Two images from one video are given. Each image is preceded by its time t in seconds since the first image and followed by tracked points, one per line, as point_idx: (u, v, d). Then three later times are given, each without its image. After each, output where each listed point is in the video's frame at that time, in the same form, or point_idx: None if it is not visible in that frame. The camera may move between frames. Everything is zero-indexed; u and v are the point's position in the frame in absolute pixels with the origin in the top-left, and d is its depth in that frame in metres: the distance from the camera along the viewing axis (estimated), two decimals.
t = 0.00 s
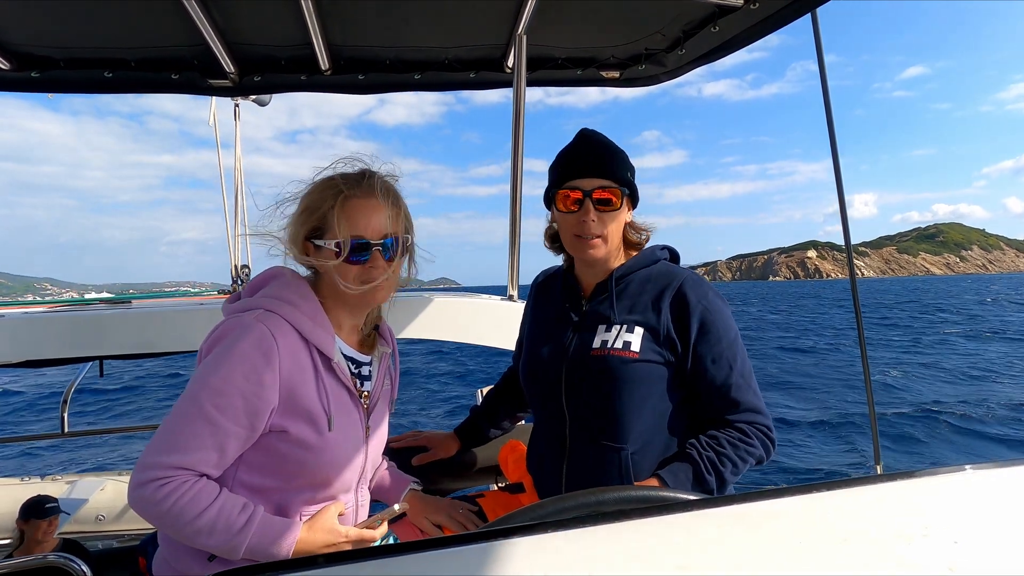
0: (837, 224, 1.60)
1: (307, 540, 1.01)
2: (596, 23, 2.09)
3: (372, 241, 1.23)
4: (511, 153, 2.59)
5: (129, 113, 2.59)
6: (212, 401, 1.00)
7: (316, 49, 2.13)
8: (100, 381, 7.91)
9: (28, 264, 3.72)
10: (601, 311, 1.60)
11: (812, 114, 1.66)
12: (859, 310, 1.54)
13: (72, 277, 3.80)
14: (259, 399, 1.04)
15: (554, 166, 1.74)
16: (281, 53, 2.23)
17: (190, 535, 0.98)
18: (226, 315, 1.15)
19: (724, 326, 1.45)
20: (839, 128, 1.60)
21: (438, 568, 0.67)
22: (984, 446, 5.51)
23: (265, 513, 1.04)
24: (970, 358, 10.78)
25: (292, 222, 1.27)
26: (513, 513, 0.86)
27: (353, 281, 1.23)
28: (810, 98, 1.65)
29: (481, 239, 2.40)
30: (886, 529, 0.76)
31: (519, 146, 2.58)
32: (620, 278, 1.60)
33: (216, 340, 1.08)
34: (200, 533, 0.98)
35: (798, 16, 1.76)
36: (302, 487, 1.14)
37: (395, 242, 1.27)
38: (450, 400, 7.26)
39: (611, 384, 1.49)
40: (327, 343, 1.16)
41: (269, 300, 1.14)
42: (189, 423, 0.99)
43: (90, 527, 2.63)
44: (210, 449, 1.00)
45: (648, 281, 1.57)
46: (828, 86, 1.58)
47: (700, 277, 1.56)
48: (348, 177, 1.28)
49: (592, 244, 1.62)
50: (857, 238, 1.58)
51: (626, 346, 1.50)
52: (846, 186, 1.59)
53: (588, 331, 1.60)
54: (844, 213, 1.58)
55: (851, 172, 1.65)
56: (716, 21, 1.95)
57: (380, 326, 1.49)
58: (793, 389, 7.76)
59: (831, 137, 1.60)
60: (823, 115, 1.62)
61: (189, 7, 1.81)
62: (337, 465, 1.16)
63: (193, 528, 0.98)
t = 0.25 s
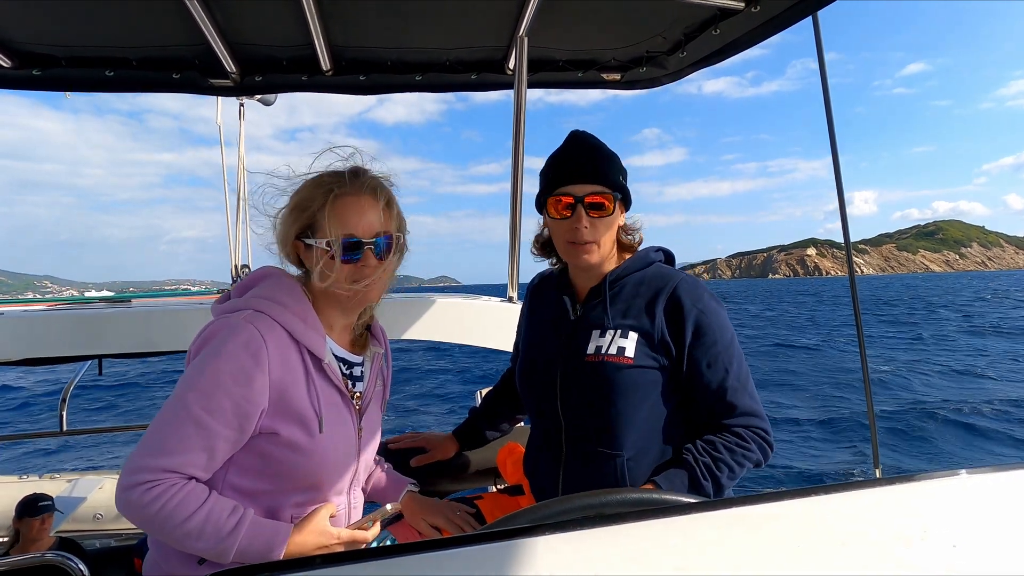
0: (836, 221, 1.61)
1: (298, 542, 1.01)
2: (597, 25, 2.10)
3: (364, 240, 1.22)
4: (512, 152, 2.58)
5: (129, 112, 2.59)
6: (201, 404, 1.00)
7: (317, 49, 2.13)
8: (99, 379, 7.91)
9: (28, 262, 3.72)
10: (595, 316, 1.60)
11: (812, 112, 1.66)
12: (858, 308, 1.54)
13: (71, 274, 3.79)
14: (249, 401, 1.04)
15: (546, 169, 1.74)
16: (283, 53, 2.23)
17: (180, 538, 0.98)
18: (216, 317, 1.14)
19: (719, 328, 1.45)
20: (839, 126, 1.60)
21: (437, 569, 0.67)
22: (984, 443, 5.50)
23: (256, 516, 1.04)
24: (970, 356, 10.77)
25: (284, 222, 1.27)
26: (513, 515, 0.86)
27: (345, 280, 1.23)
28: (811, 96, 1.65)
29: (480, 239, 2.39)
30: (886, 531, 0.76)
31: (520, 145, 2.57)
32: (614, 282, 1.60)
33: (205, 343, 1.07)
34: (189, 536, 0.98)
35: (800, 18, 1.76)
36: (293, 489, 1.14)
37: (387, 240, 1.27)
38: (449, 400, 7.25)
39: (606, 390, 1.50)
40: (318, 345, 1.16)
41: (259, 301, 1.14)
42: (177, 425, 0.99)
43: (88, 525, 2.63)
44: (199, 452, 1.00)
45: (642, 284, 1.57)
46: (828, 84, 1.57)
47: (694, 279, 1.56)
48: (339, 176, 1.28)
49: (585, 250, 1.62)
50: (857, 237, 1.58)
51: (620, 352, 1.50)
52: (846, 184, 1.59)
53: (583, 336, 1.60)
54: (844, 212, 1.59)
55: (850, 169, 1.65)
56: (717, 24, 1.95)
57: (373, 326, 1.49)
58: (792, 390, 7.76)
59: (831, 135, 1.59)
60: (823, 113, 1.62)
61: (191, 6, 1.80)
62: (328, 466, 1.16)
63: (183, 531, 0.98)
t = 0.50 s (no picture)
0: (835, 217, 1.61)
1: (290, 544, 1.02)
2: (600, 29, 2.10)
3: (356, 239, 1.22)
4: (514, 149, 2.57)
5: (130, 110, 2.59)
6: (191, 407, 1.00)
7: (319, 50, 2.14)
8: (98, 378, 7.91)
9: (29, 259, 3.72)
10: (590, 322, 1.60)
11: (812, 108, 1.66)
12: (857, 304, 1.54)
13: (72, 272, 3.80)
14: (239, 404, 1.04)
15: (542, 171, 1.73)
16: (285, 53, 2.23)
17: (170, 541, 0.99)
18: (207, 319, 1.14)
19: (715, 334, 1.44)
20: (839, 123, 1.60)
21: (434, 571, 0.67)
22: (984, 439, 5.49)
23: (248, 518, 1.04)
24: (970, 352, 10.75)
25: (277, 221, 1.27)
26: (513, 518, 0.86)
27: (338, 279, 1.23)
28: (811, 93, 1.65)
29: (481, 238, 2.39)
30: (883, 536, 0.76)
31: (522, 144, 2.56)
32: (609, 287, 1.60)
33: (195, 345, 1.07)
34: (179, 539, 0.98)
35: (803, 22, 1.76)
36: (285, 491, 1.14)
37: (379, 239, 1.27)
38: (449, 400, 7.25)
39: (602, 397, 1.50)
40: (310, 346, 1.16)
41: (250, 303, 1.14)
42: (167, 429, 0.99)
43: (86, 524, 2.63)
44: (190, 455, 1.00)
45: (637, 289, 1.57)
46: (828, 79, 1.58)
47: (689, 283, 1.55)
48: (331, 174, 1.27)
49: (583, 256, 1.62)
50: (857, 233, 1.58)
51: (616, 359, 1.50)
52: (846, 181, 1.59)
53: (579, 343, 1.59)
54: (844, 209, 1.59)
55: (850, 165, 1.65)
56: (719, 28, 1.95)
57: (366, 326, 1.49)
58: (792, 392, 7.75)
59: (831, 132, 1.60)
60: (822, 111, 1.62)
61: (194, 6, 1.80)
62: (319, 469, 1.16)
63: (173, 535, 0.98)
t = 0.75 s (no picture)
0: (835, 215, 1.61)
1: (289, 548, 1.02)
2: (603, 35, 2.11)
3: (360, 241, 1.22)
4: (516, 147, 2.57)
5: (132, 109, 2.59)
6: (191, 410, 1.00)
7: (322, 52, 2.14)
8: (98, 378, 7.90)
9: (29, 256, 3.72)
10: (590, 328, 1.60)
11: (810, 104, 1.67)
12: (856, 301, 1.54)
13: (72, 269, 3.79)
14: (239, 406, 1.04)
15: (544, 175, 1.74)
16: (288, 56, 2.23)
17: (169, 544, 0.99)
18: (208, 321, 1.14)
19: (715, 343, 1.44)
20: (839, 119, 1.60)
21: None
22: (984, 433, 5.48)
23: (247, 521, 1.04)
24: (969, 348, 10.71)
25: (280, 223, 1.27)
26: (511, 522, 0.86)
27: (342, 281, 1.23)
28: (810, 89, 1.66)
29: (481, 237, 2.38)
30: (879, 544, 0.76)
31: (524, 143, 2.56)
32: (609, 293, 1.60)
33: (195, 348, 1.07)
34: (177, 541, 0.98)
35: (805, 30, 1.77)
36: (283, 494, 1.14)
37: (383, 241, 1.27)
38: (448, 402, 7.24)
39: (601, 404, 1.50)
40: (310, 349, 1.16)
41: (251, 305, 1.14)
42: (166, 432, 0.99)
43: (83, 523, 2.62)
44: (189, 458, 1.00)
45: (637, 296, 1.57)
46: (828, 74, 1.59)
47: (690, 291, 1.55)
48: (336, 176, 1.28)
49: (584, 262, 1.62)
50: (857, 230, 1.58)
51: (614, 367, 1.50)
52: (846, 177, 1.59)
53: (578, 349, 1.60)
54: (844, 204, 1.58)
55: (850, 163, 1.66)
56: (721, 35, 1.96)
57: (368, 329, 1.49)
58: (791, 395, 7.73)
59: (831, 128, 1.60)
60: (822, 108, 1.63)
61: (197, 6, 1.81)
62: (318, 472, 1.16)
63: (172, 538, 0.98)
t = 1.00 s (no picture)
0: (835, 212, 1.61)
1: (297, 550, 1.02)
2: (604, 39, 2.11)
3: (374, 245, 1.23)
4: (517, 146, 2.56)
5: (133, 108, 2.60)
6: (203, 410, 1.00)
7: (324, 54, 2.14)
8: (97, 378, 7.91)
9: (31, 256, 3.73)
10: (592, 334, 1.60)
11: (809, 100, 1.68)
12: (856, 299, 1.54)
13: (73, 268, 3.80)
14: (252, 407, 1.04)
15: (548, 180, 1.74)
16: (291, 58, 2.24)
17: (180, 544, 0.98)
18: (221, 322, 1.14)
19: (716, 349, 1.44)
20: (838, 116, 1.60)
21: None
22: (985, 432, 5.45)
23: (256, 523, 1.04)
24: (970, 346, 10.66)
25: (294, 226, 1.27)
26: (510, 526, 0.86)
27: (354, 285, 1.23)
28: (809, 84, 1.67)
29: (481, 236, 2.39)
30: (876, 549, 0.76)
31: (525, 142, 2.55)
32: (611, 299, 1.61)
33: (208, 348, 1.07)
34: (188, 542, 0.98)
35: (806, 35, 1.78)
36: (293, 496, 1.14)
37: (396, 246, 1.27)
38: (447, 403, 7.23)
39: (601, 409, 1.50)
40: (322, 351, 1.16)
41: (264, 307, 1.14)
42: (179, 432, 0.99)
43: (81, 523, 2.62)
44: (201, 458, 1.00)
45: (639, 301, 1.57)
46: (828, 70, 1.60)
47: (692, 296, 1.55)
48: (350, 181, 1.28)
49: (585, 267, 1.62)
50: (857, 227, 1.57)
51: (615, 373, 1.50)
52: (845, 174, 1.59)
53: (579, 354, 1.60)
54: (843, 201, 1.58)
55: (850, 159, 1.66)
56: (722, 41, 1.96)
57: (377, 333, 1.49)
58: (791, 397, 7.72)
59: (830, 125, 1.61)
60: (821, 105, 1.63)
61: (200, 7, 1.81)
62: (328, 474, 1.16)
63: (183, 538, 0.98)
